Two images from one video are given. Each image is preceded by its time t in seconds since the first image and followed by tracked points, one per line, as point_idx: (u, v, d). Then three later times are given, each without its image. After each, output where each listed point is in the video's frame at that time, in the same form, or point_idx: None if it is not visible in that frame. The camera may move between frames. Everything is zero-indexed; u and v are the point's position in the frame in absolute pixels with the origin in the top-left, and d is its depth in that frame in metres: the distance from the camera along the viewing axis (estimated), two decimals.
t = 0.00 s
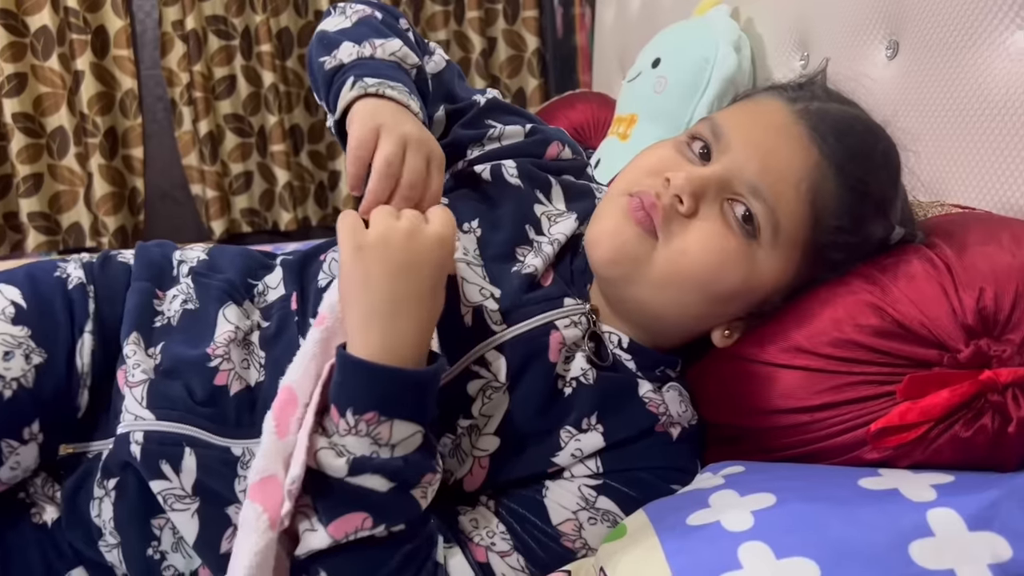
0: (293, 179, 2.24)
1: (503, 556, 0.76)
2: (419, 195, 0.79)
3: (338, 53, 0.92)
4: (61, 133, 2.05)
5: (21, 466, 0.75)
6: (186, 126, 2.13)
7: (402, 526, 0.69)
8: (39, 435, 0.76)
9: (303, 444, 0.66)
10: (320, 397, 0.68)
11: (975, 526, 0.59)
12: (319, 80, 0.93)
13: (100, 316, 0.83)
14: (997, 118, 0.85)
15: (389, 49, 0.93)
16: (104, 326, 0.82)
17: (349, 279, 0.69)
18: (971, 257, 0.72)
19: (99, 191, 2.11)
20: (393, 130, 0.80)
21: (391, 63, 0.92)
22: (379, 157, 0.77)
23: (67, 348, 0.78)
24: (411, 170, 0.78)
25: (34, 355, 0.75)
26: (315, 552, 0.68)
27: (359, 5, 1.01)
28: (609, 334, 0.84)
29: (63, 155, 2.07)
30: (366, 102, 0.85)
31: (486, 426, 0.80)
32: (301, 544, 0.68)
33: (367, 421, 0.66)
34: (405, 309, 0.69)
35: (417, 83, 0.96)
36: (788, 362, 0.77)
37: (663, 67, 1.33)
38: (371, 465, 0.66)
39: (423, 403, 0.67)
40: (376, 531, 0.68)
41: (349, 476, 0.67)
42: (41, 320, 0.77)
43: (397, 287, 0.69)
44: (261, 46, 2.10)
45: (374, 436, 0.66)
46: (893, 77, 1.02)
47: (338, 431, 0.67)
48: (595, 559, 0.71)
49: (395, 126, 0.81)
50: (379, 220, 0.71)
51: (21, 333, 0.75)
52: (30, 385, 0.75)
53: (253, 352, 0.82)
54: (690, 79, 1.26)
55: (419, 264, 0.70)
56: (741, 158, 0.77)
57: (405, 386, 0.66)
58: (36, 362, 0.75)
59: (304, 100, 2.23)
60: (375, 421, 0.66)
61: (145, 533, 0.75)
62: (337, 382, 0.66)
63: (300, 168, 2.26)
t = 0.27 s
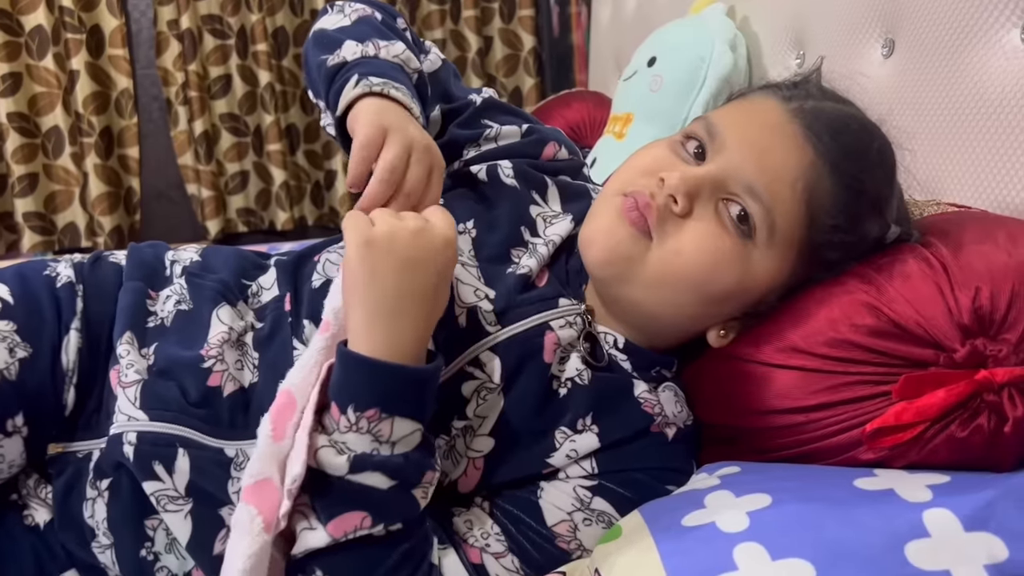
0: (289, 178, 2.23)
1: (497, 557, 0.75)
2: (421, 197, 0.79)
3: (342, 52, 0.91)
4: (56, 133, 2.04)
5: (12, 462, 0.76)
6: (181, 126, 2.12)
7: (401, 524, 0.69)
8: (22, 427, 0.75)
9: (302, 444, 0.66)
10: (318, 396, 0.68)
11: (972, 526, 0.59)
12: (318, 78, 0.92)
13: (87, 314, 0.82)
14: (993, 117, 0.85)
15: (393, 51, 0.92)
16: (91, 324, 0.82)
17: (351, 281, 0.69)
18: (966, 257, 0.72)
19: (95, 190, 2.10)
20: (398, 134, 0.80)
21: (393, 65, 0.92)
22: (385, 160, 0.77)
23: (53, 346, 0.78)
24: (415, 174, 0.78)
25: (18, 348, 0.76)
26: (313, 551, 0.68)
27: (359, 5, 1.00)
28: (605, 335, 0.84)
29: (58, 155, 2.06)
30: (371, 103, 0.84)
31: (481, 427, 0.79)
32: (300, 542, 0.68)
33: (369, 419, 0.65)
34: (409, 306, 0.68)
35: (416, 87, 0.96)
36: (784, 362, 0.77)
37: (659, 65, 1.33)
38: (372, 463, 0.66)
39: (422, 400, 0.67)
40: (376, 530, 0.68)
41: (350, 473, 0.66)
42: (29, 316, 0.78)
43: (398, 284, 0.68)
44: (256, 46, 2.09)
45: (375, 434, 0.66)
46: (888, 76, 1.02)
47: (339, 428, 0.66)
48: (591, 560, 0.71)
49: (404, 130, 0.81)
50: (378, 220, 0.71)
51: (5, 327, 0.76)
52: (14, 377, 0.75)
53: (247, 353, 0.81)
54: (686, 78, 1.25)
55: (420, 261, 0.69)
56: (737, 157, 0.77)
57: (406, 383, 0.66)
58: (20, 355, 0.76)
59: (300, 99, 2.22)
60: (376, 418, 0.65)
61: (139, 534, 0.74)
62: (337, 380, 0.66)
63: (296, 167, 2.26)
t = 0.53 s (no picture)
0: (287, 178, 2.23)
1: (497, 556, 0.75)
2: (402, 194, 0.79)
3: (340, 51, 0.91)
4: (54, 133, 2.04)
5: (12, 460, 0.76)
6: (179, 126, 2.12)
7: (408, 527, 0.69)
8: (22, 423, 0.75)
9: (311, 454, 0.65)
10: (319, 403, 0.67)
11: (971, 525, 0.59)
12: (314, 78, 0.92)
13: (86, 313, 0.82)
14: (991, 116, 0.85)
15: (390, 54, 0.92)
16: (90, 323, 0.81)
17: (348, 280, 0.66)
18: (965, 255, 0.72)
19: (93, 191, 2.10)
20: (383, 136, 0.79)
21: (389, 67, 0.91)
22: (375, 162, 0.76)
23: (51, 344, 0.78)
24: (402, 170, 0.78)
25: (18, 344, 0.76)
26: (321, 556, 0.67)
27: (357, 6, 1.00)
28: (605, 334, 0.84)
29: (55, 155, 2.06)
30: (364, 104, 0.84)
31: (480, 426, 0.79)
32: (307, 546, 0.68)
33: (375, 425, 0.65)
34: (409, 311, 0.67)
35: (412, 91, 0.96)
36: (783, 360, 0.77)
37: (657, 65, 1.33)
38: (381, 470, 0.66)
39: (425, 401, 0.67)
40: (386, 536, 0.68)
41: (361, 481, 0.65)
42: (29, 315, 0.78)
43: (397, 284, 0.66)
44: (254, 46, 2.09)
45: (382, 439, 0.65)
46: (886, 75, 1.02)
47: (345, 435, 0.65)
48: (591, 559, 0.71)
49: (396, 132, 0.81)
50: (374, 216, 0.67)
51: (5, 323, 0.76)
52: (13, 373, 0.75)
53: (248, 353, 0.81)
54: (684, 77, 1.25)
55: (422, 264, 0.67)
56: (735, 157, 0.77)
57: (411, 387, 0.65)
58: (20, 352, 0.76)
59: (297, 99, 2.22)
60: (383, 424, 0.65)
61: (139, 535, 0.74)
62: (340, 387, 0.65)
63: (294, 167, 2.26)
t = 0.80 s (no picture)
0: (285, 177, 2.23)
1: (496, 554, 0.75)
2: (363, 192, 0.79)
3: (340, 50, 0.90)
4: (52, 133, 2.04)
5: (9, 455, 0.76)
6: (178, 125, 2.12)
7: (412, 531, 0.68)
8: (17, 417, 0.76)
9: (320, 463, 0.64)
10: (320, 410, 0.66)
11: (970, 523, 0.59)
12: (312, 76, 0.91)
13: (84, 311, 0.82)
14: (989, 115, 0.85)
15: (390, 56, 0.92)
16: (89, 322, 0.81)
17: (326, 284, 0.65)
18: (964, 253, 0.72)
19: (91, 191, 2.10)
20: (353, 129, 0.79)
21: (388, 69, 0.91)
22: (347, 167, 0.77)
23: (48, 339, 0.78)
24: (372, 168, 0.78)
25: (13, 340, 0.76)
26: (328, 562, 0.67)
27: (355, 7, 1.00)
28: (604, 332, 0.84)
29: (54, 155, 2.05)
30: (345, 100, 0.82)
31: (479, 424, 0.79)
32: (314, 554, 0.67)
33: (382, 432, 0.64)
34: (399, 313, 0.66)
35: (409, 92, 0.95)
36: (782, 359, 0.77)
37: (655, 64, 1.33)
38: (390, 476, 0.65)
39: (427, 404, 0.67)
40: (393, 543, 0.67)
41: (370, 489, 0.65)
42: (27, 311, 0.78)
43: (383, 286, 0.65)
44: (252, 45, 2.09)
45: (388, 445, 0.65)
46: (884, 74, 1.02)
47: (351, 443, 0.65)
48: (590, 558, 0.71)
49: (375, 131, 0.80)
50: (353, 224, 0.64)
51: (3, 319, 0.76)
52: (8, 368, 0.75)
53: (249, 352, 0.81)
54: (683, 77, 1.25)
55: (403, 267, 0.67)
56: (734, 156, 0.77)
57: (416, 392, 0.65)
58: (15, 347, 0.76)
59: (296, 98, 2.22)
60: (390, 430, 0.65)
61: (139, 533, 0.74)
62: (342, 396, 0.64)
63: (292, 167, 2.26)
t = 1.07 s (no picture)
0: (283, 177, 2.23)
1: (492, 554, 0.75)
2: (340, 187, 0.76)
3: (328, 49, 0.89)
4: (49, 133, 2.03)
5: None
6: (176, 125, 2.11)
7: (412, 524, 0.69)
8: (7, 414, 0.76)
9: (328, 463, 0.63)
10: (317, 411, 0.65)
11: (966, 523, 0.59)
12: (299, 75, 0.90)
13: (75, 308, 0.81)
14: (986, 115, 0.85)
15: (379, 57, 0.91)
16: (79, 319, 0.81)
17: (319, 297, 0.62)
18: (961, 254, 0.72)
19: (88, 190, 2.09)
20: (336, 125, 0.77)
21: (376, 69, 0.90)
22: (330, 159, 0.75)
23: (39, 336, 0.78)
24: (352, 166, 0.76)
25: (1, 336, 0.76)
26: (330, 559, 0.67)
27: (346, 4, 0.98)
28: (601, 334, 0.83)
29: (51, 155, 2.05)
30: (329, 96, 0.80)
31: (474, 427, 0.80)
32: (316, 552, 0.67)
33: (386, 426, 0.65)
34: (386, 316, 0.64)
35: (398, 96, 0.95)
36: (779, 359, 0.77)
37: (653, 64, 1.33)
38: (396, 468, 0.66)
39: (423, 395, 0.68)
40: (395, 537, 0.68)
41: (378, 484, 0.65)
42: (17, 305, 0.78)
43: (371, 292, 0.63)
44: (250, 45, 2.08)
45: (392, 440, 0.66)
46: (882, 74, 1.02)
47: (354, 441, 0.65)
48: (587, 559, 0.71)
49: (360, 131, 0.78)
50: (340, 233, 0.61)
51: None
52: None
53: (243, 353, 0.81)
54: (680, 77, 1.25)
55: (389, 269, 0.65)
56: (731, 157, 0.77)
57: (415, 385, 0.65)
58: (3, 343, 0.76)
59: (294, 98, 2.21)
60: (393, 425, 0.65)
61: (134, 529, 0.74)
62: (342, 395, 0.64)
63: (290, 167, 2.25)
